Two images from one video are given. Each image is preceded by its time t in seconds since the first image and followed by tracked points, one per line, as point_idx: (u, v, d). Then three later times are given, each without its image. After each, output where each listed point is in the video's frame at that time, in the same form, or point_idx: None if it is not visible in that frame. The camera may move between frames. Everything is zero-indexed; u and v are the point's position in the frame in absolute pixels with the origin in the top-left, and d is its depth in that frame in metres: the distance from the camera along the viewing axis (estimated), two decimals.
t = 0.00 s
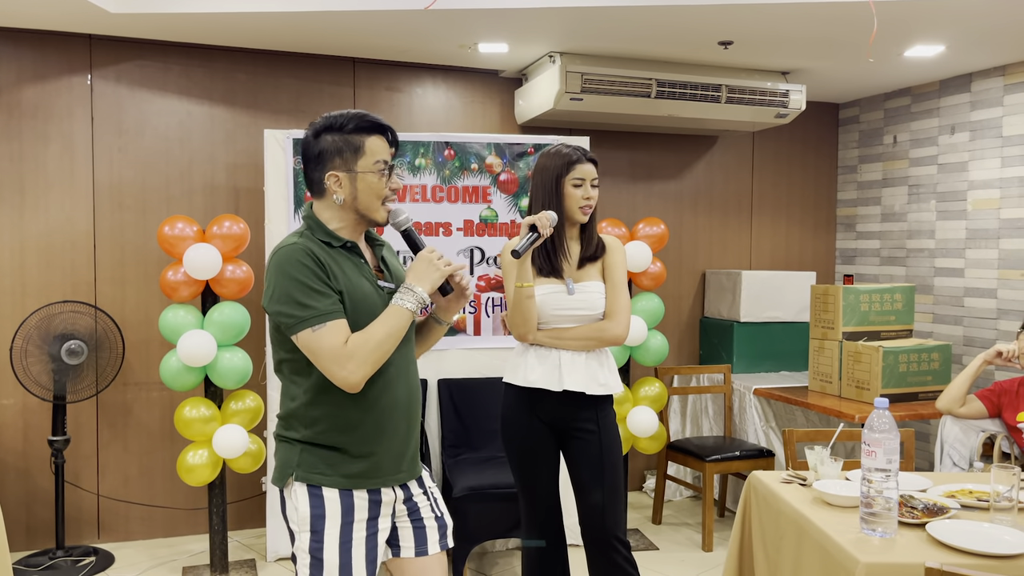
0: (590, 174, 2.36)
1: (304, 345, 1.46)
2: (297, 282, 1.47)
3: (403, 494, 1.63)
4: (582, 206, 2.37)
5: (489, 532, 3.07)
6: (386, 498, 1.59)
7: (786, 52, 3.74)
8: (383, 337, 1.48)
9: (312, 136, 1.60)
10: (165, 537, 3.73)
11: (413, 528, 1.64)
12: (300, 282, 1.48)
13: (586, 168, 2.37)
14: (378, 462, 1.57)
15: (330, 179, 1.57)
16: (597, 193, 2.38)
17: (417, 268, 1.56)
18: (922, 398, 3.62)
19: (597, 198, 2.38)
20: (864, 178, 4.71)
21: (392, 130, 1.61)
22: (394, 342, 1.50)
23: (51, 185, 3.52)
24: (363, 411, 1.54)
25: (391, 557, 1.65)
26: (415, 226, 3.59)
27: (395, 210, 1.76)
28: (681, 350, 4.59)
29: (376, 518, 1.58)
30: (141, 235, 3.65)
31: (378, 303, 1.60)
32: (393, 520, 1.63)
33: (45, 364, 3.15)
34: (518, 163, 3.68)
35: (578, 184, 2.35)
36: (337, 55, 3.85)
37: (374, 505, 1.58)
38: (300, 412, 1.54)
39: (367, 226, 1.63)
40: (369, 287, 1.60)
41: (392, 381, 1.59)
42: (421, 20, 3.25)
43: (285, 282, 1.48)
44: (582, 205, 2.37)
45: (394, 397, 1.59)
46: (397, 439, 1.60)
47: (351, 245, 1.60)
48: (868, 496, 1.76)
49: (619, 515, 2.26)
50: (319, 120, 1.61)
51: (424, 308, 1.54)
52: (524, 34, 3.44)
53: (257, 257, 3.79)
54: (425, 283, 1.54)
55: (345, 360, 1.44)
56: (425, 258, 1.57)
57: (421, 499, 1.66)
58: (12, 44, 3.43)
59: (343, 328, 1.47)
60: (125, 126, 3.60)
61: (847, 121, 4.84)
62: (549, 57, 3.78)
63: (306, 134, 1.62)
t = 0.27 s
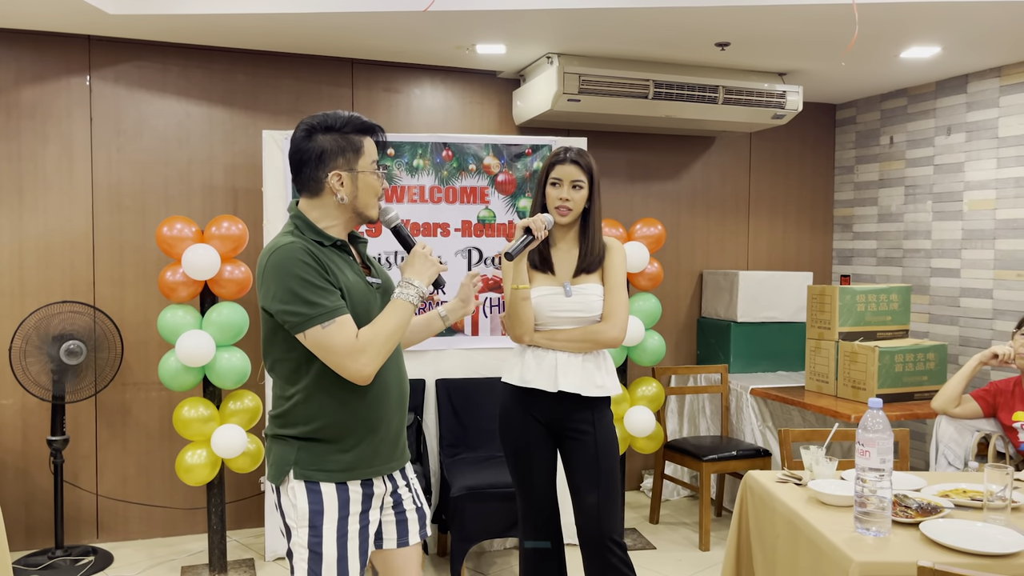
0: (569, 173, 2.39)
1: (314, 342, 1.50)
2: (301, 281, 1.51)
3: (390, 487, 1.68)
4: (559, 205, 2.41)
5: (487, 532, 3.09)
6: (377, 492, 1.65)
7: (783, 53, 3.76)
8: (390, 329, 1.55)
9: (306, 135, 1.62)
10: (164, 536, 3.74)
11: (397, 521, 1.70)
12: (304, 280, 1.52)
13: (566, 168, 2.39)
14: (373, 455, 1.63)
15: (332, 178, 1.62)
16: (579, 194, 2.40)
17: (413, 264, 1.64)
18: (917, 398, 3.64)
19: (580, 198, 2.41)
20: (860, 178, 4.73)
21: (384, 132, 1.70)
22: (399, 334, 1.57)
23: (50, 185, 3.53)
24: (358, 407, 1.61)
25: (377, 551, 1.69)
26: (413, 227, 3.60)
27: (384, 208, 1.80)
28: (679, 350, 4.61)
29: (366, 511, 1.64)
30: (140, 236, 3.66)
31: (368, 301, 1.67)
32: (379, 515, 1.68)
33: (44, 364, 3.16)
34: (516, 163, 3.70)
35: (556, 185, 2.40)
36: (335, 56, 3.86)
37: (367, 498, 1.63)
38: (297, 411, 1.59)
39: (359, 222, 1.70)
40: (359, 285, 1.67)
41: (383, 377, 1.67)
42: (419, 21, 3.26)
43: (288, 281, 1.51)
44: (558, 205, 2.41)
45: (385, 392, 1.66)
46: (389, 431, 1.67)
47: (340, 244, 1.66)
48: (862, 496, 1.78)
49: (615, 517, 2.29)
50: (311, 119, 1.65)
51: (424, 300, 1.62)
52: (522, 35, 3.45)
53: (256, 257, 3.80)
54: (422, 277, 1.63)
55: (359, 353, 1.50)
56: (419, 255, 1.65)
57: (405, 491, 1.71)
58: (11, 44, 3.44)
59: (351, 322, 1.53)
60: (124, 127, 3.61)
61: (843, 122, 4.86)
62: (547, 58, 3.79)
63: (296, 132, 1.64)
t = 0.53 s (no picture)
0: (562, 174, 2.41)
1: (317, 336, 1.50)
2: (304, 275, 1.52)
3: (381, 483, 1.71)
4: (554, 206, 2.41)
5: (484, 531, 3.10)
6: (370, 486, 1.68)
7: (780, 53, 3.77)
8: (391, 323, 1.57)
9: (309, 136, 1.64)
10: (162, 535, 3.74)
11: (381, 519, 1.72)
12: (307, 275, 1.53)
13: (560, 169, 2.41)
14: (370, 450, 1.65)
15: (336, 177, 1.63)
16: (573, 194, 2.41)
17: (410, 261, 1.65)
18: (914, 397, 3.65)
19: (574, 199, 2.41)
20: (857, 178, 4.74)
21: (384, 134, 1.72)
22: (399, 328, 1.59)
23: (48, 185, 3.53)
24: (357, 402, 1.62)
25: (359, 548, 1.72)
26: (411, 226, 3.61)
27: (383, 208, 1.80)
28: (676, 349, 4.62)
29: (360, 505, 1.66)
30: (138, 235, 3.66)
31: (367, 299, 1.69)
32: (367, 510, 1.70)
33: (41, 364, 3.17)
34: (513, 163, 3.71)
35: (551, 185, 2.42)
36: (333, 56, 3.86)
37: (360, 492, 1.66)
38: (296, 403, 1.60)
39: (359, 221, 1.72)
40: (358, 283, 1.68)
41: (381, 373, 1.69)
42: (416, 21, 3.27)
43: (290, 276, 1.52)
44: (552, 205, 2.42)
45: (382, 389, 1.68)
46: (384, 428, 1.69)
47: (340, 243, 1.67)
48: (856, 495, 1.78)
49: (612, 518, 2.29)
50: (313, 121, 1.66)
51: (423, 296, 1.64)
52: (520, 35, 3.45)
53: (253, 257, 3.81)
54: (421, 273, 1.65)
55: (360, 346, 1.51)
56: (416, 252, 1.67)
57: (390, 489, 1.74)
58: (9, 44, 3.44)
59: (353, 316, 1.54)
60: (121, 126, 3.61)
61: (840, 122, 4.87)
62: (544, 58, 3.79)
63: (299, 133, 1.65)
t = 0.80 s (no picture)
0: (559, 172, 2.40)
1: (312, 330, 1.55)
2: (304, 271, 1.57)
3: (381, 475, 1.77)
4: (553, 205, 2.40)
5: (484, 530, 3.09)
6: (370, 476, 1.72)
7: (780, 52, 3.76)
8: (384, 321, 1.57)
9: (317, 140, 1.68)
10: (161, 535, 3.73)
11: (381, 513, 1.79)
12: (306, 270, 1.57)
13: (558, 167, 2.40)
14: (368, 442, 1.69)
15: (340, 179, 1.66)
16: (571, 192, 2.39)
17: (413, 260, 1.65)
18: (914, 396, 3.65)
19: (572, 198, 2.39)
20: (857, 177, 4.74)
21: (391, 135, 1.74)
22: (393, 326, 1.59)
23: (47, 184, 3.52)
24: (355, 394, 1.67)
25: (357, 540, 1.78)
26: (410, 225, 3.60)
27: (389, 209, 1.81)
28: (676, 348, 4.61)
29: (360, 494, 1.71)
30: (137, 234, 3.65)
31: (372, 297, 1.72)
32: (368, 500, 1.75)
33: (40, 363, 3.16)
34: (513, 162, 3.70)
35: (550, 184, 2.42)
36: (332, 55, 3.85)
37: (359, 482, 1.70)
38: (298, 392, 1.66)
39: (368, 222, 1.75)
40: (362, 281, 1.71)
41: (381, 368, 1.73)
42: (416, 19, 3.26)
43: (291, 271, 1.57)
44: (552, 204, 2.41)
45: (383, 383, 1.72)
46: (384, 421, 1.73)
47: (347, 242, 1.71)
48: (858, 493, 1.79)
49: (612, 519, 2.29)
50: (321, 125, 1.70)
51: (420, 297, 1.62)
52: (520, 34, 3.45)
53: (253, 256, 3.80)
54: (420, 275, 1.64)
55: (350, 341, 1.54)
56: (419, 252, 1.67)
57: (390, 482, 1.80)
58: (7, 43, 3.43)
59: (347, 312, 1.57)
60: (120, 125, 3.60)
61: (840, 121, 4.87)
62: (544, 57, 3.79)
63: (308, 137, 1.69)
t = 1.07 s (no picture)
0: (559, 172, 2.39)
1: (304, 330, 1.63)
2: (299, 275, 1.64)
3: (387, 467, 1.80)
4: (554, 205, 2.40)
5: (486, 530, 3.09)
6: (375, 468, 1.77)
7: (782, 51, 3.77)
8: (371, 322, 1.61)
9: (323, 149, 1.75)
10: (162, 534, 3.73)
11: (386, 503, 1.82)
12: (301, 274, 1.65)
13: (558, 167, 2.40)
14: (371, 434, 1.74)
15: (340, 187, 1.72)
16: (571, 192, 2.39)
17: (407, 262, 1.68)
18: (915, 396, 3.65)
19: (572, 197, 2.39)
20: (857, 177, 4.74)
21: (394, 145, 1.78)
22: (382, 327, 1.63)
23: (47, 183, 3.51)
24: (356, 388, 1.72)
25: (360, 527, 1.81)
26: (411, 225, 3.60)
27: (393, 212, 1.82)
28: (677, 348, 4.61)
29: (364, 486, 1.76)
30: (137, 234, 3.64)
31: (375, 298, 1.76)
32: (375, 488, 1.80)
33: (41, 363, 3.15)
34: (514, 162, 3.70)
35: (551, 184, 2.42)
36: (333, 55, 3.85)
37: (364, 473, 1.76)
38: (303, 388, 1.74)
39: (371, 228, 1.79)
40: (364, 282, 1.75)
41: (382, 363, 1.76)
42: (417, 19, 3.26)
43: (288, 275, 1.65)
44: (552, 204, 2.41)
45: (384, 377, 1.76)
46: (388, 414, 1.77)
47: (350, 246, 1.75)
48: (862, 493, 1.78)
49: (613, 521, 2.28)
50: (328, 136, 1.77)
51: (410, 298, 1.66)
52: (521, 33, 3.45)
53: (254, 255, 3.80)
54: (413, 277, 1.66)
55: (336, 343, 1.60)
56: (416, 254, 1.68)
57: (397, 475, 1.83)
58: (8, 41, 3.42)
59: (337, 314, 1.63)
60: (120, 124, 3.60)
61: (840, 121, 4.87)
62: (545, 56, 3.79)
63: (317, 146, 1.77)
